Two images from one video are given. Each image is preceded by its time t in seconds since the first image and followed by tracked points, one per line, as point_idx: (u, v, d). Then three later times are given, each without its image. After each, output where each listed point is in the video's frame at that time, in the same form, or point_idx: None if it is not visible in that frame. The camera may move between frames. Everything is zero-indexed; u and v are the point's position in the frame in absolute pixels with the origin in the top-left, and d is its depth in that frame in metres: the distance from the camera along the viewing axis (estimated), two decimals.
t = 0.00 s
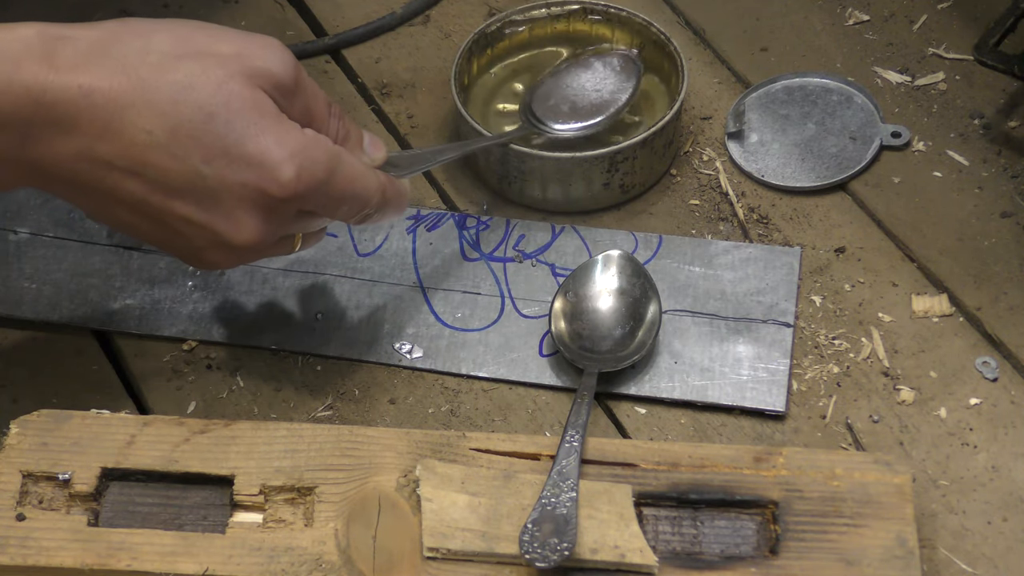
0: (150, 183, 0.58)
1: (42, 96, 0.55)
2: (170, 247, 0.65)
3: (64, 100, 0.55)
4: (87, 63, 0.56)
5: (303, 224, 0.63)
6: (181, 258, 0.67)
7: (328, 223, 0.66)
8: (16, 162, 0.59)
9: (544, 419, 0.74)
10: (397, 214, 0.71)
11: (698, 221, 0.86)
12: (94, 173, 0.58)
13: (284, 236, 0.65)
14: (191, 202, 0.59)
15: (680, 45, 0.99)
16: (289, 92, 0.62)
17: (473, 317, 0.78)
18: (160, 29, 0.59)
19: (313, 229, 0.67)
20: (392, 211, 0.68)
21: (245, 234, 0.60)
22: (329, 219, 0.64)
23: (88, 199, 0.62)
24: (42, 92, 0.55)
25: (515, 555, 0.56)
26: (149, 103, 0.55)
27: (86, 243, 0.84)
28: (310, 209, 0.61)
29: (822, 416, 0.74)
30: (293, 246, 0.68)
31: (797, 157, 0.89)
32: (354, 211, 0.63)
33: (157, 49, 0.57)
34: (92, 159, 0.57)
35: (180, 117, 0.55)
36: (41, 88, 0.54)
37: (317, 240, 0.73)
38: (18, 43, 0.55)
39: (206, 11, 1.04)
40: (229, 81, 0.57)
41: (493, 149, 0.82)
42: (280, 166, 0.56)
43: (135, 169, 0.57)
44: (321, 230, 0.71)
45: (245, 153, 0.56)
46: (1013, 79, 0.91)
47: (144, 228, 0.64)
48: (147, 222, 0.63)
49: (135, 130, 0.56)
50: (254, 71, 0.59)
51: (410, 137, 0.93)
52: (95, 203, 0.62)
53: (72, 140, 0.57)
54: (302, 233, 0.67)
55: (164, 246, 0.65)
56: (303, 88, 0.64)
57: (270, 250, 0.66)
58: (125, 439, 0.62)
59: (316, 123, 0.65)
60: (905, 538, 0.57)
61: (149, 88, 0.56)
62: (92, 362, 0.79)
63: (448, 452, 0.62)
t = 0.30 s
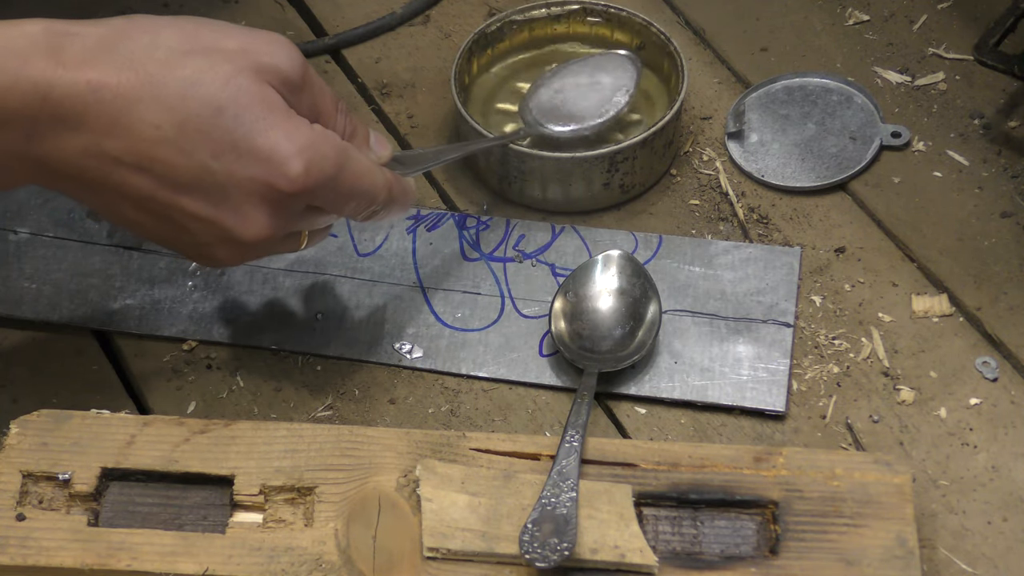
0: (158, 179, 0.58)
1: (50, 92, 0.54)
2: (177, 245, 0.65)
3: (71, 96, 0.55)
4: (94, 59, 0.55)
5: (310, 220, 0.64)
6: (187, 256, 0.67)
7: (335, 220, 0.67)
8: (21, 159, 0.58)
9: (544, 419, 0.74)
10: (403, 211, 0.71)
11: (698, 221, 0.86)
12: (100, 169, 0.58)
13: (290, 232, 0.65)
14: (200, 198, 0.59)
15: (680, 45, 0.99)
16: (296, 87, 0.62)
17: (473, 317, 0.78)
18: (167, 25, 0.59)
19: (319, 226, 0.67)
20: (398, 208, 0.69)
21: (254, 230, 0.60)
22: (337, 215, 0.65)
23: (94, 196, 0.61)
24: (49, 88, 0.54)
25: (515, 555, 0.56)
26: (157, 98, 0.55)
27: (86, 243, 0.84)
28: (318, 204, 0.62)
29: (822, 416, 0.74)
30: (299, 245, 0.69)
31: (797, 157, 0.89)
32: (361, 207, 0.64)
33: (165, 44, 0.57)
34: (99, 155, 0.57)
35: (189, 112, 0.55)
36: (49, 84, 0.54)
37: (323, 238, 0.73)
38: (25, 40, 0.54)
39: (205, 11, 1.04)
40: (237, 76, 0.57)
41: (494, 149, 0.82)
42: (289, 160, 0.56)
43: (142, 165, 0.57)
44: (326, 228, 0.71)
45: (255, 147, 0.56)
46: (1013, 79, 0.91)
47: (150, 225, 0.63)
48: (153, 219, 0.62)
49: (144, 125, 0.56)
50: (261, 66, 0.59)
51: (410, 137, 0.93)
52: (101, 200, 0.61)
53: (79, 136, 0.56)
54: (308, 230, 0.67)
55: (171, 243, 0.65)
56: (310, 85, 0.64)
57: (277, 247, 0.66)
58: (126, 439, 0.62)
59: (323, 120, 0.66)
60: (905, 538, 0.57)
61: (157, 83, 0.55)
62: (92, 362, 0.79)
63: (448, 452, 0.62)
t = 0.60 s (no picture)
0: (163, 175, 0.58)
1: (56, 87, 0.54)
2: (182, 241, 0.65)
3: (76, 91, 0.55)
4: (99, 54, 0.55)
5: (315, 214, 0.64)
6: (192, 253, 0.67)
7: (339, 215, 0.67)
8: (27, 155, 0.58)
9: (544, 419, 0.74)
10: (406, 207, 0.72)
11: (698, 221, 0.86)
12: (106, 165, 0.58)
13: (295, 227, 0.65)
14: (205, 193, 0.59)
15: (680, 45, 0.99)
16: (301, 82, 0.62)
17: (473, 317, 0.78)
18: (171, 20, 0.59)
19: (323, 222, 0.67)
20: (402, 202, 0.69)
21: (259, 226, 0.60)
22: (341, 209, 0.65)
23: (100, 193, 0.61)
24: (55, 83, 0.54)
25: (515, 555, 0.56)
26: (162, 93, 0.55)
27: (86, 243, 0.84)
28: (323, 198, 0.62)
29: (822, 416, 0.74)
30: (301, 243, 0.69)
31: (797, 157, 0.89)
32: (365, 201, 0.64)
33: (170, 39, 0.57)
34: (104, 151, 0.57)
35: (194, 107, 0.55)
36: (55, 79, 0.54)
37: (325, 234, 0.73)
38: (31, 35, 0.55)
39: (205, 11, 1.04)
40: (242, 71, 0.57)
41: (494, 149, 0.82)
42: (295, 154, 0.56)
43: (147, 160, 0.57)
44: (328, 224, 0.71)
45: (260, 142, 0.56)
46: (1013, 78, 0.91)
47: (155, 222, 0.63)
48: (158, 216, 0.62)
49: (149, 121, 0.55)
50: (266, 61, 0.59)
51: (410, 137, 0.93)
52: (107, 196, 0.61)
53: (85, 131, 0.56)
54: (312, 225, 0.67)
55: (176, 240, 0.65)
56: (315, 80, 0.64)
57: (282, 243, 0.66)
58: (126, 439, 0.62)
59: (328, 115, 0.65)
60: (905, 538, 0.57)
61: (163, 78, 0.55)
62: (92, 362, 0.79)
63: (448, 452, 0.62)
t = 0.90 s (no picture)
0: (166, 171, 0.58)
1: (58, 84, 0.54)
2: (184, 238, 0.65)
3: (78, 87, 0.55)
4: (100, 51, 0.55)
5: (317, 211, 0.64)
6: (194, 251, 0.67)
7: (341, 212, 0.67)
8: (29, 153, 0.59)
9: (544, 419, 0.74)
10: (408, 205, 0.71)
11: (698, 221, 0.86)
12: (107, 162, 0.58)
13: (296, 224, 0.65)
14: (207, 189, 0.59)
15: (680, 45, 0.99)
16: (303, 80, 0.62)
17: (473, 317, 0.78)
18: (173, 17, 0.58)
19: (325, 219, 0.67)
20: (403, 200, 0.69)
21: (261, 221, 0.60)
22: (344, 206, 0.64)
23: (102, 190, 0.61)
24: (57, 79, 0.54)
25: (515, 555, 0.56)
26: (165, 89, 0.55)
27: (86, 243, 0.84)
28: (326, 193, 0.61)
29: (822, 416, 0.74)
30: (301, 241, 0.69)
31: (796, 157, 0.89)
32: (367, 198, 0.64)
33: (172, 36, 0.57)
34: (107, 148, 0.57)
35: (196, 103, 0.55)
36: (56, 76, 0.54)
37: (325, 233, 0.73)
38: (33, 32, 0.55)
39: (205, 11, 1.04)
40: (245, 68, 0.57)
41: (494, 149, 0.82)
42: (297, 151, 0.56)
43: (149, 157, 0.57)
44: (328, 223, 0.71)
45: (263, 139, 0.56)
46: (1012, 78, 0.91)
47: (157, 218, 0.63)
48: (160, 212, 0.62)
49: (151, 117, 0.56)
50: (268, 58, 0.59)
51: (410, 137, 0.93)
52: (109, 193, 0.61)
53: (87, 128, 0.56)
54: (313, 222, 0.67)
55: (179, 237, 0.65)
56: (317, 77, 0.64)
57: (285, 239, 0.66)
58: (126, 439, 0.62)
59: (330, 112, 0.65)
60: (905, 538, 0.57)
61: (164, 74, 0.55)
62: (92, 362, 0.79)
63: (448, 452, 0.62)
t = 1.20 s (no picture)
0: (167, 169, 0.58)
1: (58, 82, 0.54)
2: (188, 236, 0.65)
3: (77, 84, 0.55)
4: (100, 48, 0.55)
5: (319, 208, 0.64)
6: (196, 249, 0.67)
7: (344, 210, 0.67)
8: (30, 151, 0.59)
9: (544, 419, 0.74)
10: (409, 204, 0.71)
11: (698, 221, 0.86)
12: (108, 160, 0.58)
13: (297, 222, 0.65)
14: (209, 187, 0.58)
15: (680, 45, 1.00)
16: (304, 76, 0.62)
17: (473, 317, 0.78)
18: (173, 15, 0.58)
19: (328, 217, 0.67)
20: (405, 198, 0.68)
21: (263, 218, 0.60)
22: (345, 203, 0.64)
23: (104, 189, 0.62)
24: (56, 77, 0.54)
25: (515, 555, 0.56)
26: (165, 86, 0.55)
27: (86, 243, 0.84)
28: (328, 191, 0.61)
29: (822, 416, 0.74)
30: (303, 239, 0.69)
31: (796, 157, 0.89)
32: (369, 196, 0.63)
33: (172, 33, 0.57)
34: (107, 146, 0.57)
35: (197, 100, 0.55)
36: (56, 73, 0.54)
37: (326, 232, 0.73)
38: (34, 30, 0.55)
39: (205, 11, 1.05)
40: (244, 64, 0.57)
41: (494, 149, 0.82)
42: (298, 146, 0.55)
43: (149, 154, 0.57)
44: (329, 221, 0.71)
45: (263, 135, 0.56)
46: (1012, 78, 0.91)
47: (160, 216, 0.63)
48: (162, 211, 0.62)
49: (152, 114, 0.55)
50: (268, 54, 0.59)
51: (410, 137, 0.93)
52: (111, 192, 0.62)
53: (87, 125, 0.56)
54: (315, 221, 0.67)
55: (181, 235, 0.65)
56: (318, 74, 0.64)
57: (287, 236, 0.66)
58: (126, 439, 0.62)
59: (331, 110, 0.65)
60: (905, 538, 0.57)
61: (164, 70, 0.55)
62: (92, 362, 0.79)
63: (448, 452, 0.62)
